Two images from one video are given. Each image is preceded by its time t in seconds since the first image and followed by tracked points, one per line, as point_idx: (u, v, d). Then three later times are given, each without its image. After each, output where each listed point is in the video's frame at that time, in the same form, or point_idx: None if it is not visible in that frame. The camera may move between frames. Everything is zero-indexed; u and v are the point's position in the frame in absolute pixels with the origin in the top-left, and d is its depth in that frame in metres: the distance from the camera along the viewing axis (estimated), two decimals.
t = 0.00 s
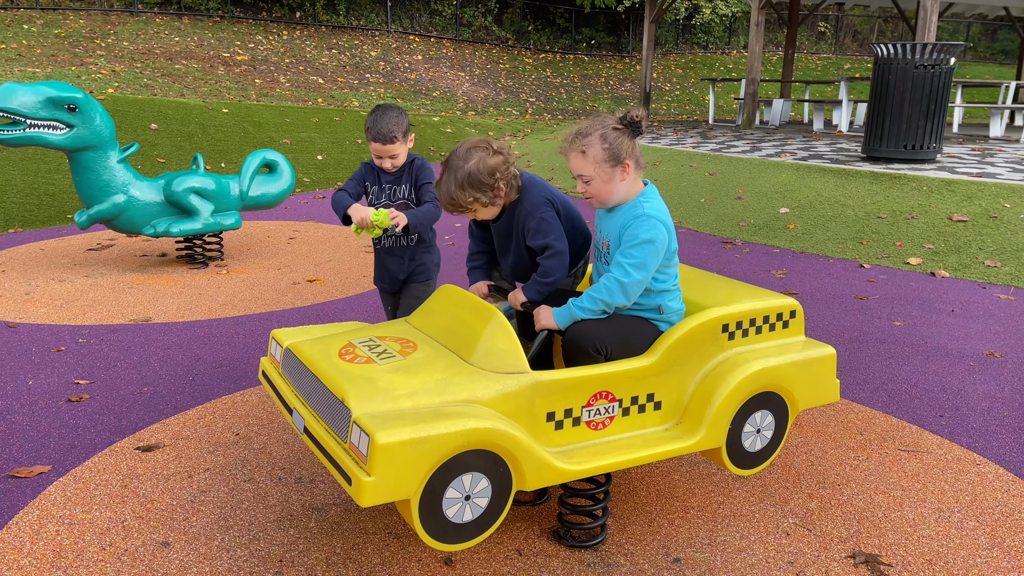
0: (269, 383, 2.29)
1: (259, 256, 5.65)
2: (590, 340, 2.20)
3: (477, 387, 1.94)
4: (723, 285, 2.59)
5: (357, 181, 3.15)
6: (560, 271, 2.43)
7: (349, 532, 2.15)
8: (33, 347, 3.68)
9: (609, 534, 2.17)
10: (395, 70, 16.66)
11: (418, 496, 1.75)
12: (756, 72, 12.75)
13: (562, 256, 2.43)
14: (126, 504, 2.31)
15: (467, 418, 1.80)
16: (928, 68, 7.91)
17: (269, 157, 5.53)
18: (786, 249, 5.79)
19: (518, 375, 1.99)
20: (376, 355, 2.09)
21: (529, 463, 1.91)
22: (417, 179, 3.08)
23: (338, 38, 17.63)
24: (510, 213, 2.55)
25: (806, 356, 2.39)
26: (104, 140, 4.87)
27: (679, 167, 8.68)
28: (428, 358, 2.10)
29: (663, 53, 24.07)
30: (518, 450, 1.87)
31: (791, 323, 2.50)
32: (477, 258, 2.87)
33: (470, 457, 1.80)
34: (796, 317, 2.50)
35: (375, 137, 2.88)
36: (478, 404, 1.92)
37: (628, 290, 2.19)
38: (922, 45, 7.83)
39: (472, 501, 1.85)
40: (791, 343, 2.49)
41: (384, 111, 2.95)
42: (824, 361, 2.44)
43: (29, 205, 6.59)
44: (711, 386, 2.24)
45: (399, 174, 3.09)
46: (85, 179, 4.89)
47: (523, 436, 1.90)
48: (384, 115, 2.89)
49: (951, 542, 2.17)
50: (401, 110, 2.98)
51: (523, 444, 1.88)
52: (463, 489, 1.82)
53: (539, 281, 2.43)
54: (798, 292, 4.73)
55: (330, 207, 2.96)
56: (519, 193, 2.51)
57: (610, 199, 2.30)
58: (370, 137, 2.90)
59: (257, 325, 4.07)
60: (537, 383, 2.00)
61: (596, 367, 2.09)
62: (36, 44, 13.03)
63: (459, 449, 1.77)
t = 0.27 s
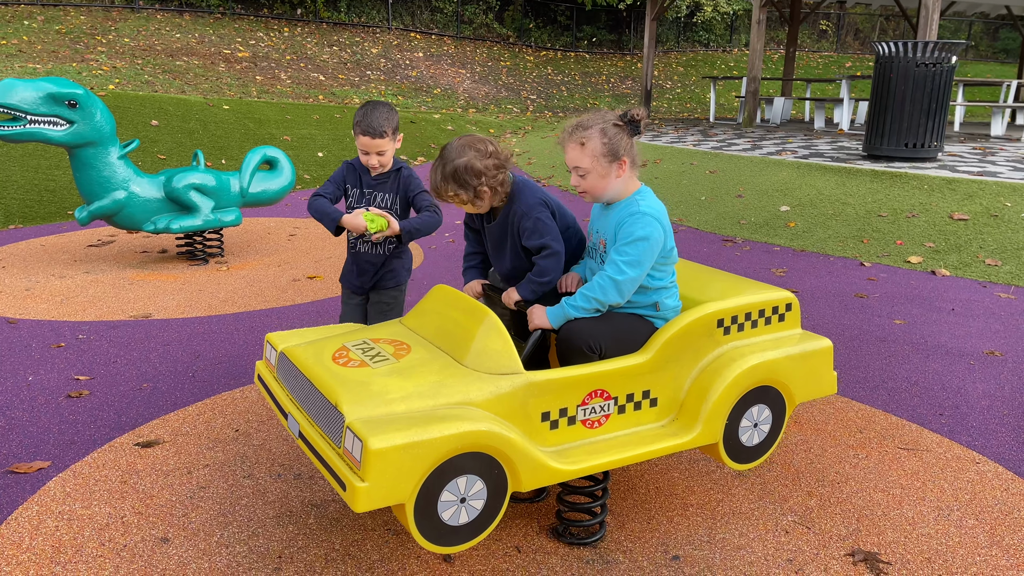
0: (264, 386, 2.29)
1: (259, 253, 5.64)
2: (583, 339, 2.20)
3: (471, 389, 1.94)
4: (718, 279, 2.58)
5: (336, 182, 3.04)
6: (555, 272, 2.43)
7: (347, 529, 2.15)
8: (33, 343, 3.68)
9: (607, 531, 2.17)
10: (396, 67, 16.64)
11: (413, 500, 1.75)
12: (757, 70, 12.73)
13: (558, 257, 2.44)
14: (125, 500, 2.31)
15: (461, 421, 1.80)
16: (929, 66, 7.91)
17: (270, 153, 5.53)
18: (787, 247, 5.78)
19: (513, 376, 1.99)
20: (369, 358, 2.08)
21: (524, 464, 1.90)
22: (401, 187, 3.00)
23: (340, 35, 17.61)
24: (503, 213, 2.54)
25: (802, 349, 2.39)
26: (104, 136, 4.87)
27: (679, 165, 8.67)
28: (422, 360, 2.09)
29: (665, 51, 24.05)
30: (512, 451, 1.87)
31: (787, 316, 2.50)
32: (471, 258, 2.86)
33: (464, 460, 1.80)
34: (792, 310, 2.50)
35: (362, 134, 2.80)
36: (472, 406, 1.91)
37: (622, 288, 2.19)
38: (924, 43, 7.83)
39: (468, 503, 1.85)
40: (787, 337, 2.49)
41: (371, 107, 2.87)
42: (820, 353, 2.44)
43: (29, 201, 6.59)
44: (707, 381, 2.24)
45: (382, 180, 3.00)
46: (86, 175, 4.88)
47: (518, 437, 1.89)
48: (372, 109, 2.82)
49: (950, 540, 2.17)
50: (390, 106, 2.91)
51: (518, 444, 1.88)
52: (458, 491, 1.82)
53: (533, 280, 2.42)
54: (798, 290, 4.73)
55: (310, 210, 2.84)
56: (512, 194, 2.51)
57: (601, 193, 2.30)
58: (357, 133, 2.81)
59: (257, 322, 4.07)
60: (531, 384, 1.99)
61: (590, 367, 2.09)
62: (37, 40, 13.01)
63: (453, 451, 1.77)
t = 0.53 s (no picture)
0: (263, 383, 2.29)
1: (260, 250, 5.64)
2: (583, 336, 2.21)
3: (470, 385, 1.94)
4: (719, 276, 2.58)
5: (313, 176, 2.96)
6: (545, 264, 2.43)
7: (346, 525, 2.15)
8: (33, 338, 3.69)
9: (606, 528, 2.17)
10: (397, 65, 16.63)
11: (412, 496, 1.75)
12: (759, 69, 12.72)
13: (551, 250, 2.44)
14: (124, 495, 2.31)
15: (459, 417, 1.80)
16: (932, 66, 7.90)
17: (270, 150, 5.52)
18: (788, 246, 5.78)
19: (511, 372, 1.99)
20: (368, 354, 2.08)
21: (522, 460, 1.90)
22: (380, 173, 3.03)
23: (341, 33, 17.59)
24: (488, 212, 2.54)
25: (802, 345, 2.39)
26: (105, 132, 4.87)
27: (681, 164, 8.66)
28: (421, 357, 2.09)
29: (666, 50, 24.02)
30: (511, 447, 1.87)
31: (786, 313, 2.49)
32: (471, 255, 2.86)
33: (463, 456, 1.80)
34: (792, 306, 2.50)
35: (343, 128, 2.77)
36: (471, 402, 1.91)
37: (623, 286, 2.19)
38: (926, 43, 7.82)
39: (466, 499, 1.85)
40: (786, 333, 2.49)
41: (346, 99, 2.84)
42: (820, 350, 2.43)
43: (30, 198, 6.59)
44: (706, 377, 2.24)
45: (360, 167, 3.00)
46: (87, 171, 4.88)
47: (517, 434, 1.89)
48: (354, 103, 2.79)
49: (950, 538, 2.17)
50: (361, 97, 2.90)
51: (517, 440, 1.88)
52: (457, 487, 1.82)
53: (530, 275, 2.44)
54: (798, 289, 4.72)
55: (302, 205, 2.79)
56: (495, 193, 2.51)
57: (590, 187, 2.32)
58: (337, 128, 2.78)
59: (257, 318, 4.07)
60: (530, 380, 1.99)
61: (589, 363, 2.09)
62: (39, 37, 13.00)
63: (452, 447, 1.77)
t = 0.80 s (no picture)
0: (263, 379, 2.29)
1: (260, 248, 5.65)
2: (582, 335, 2.22)
3: (470, 382, 1.94)
4: (718, 276, 2.59)
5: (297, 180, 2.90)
6: (553, 264, 2.44)
7: (345, 523, 2.15)
8: (33, 335, 3.69)
9: (605, 527, 2.17)
10: (398, 64, 16.63)
11: (411, 492, 1.75)
12: (761, 69, 12.72)
13: (558, 251, 2.45)
14: (124, 492, 2.31)
15: (459, 414, 1.80)
16: (933, 68, 7.89)
17: (271, 149, 5.53)
18: (788, 247, 5.78)
19: (512, 370, 2.00)
20: (368, 352, 2.08)
21: (522, 457, 1.91)
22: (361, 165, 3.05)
23: (343, 32, 17.60)
24: (494, 212, 2.53)
25: (801, 345, 2.39)
26: (106, 129, 4.87)
27: (681, 165, 8.67)
28: (421, 354, 2.10)
29: (668, 51, 24.02)
30: (511, 444, 1.87)
31: (786, 313, 2.50)
32: (470, 254, 2.86)
33: (462, 453, 1.80)
34: (791, 306, 2.50)
35: (332, 130, 2.75)
36: (470, 400, 1.91)
37: (619, 283, 2.18)
38: (928, 44, 7.81)
39: (466, 496, 1.85)
40: (786, 333, 2.49)
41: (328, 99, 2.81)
42: (820, 350, 2.43)
43: (32, 195, 6.59)
44: (706, 376, 2.24)
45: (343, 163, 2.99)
46: (88, 169, 4.89)
47: (517, 431, 1.89)
48: (342, 101, 2.76)
49: (949, 539, 2.17)
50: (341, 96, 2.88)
51: (516, 438, 1.88)
52: (456, 485, 1.82)
53: (534, 274, 2.44)
54: (798, 290, 4.72)
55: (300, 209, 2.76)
56: (501, 193, 2.50)
57: (595, 183, 2.38)
58: (325, 130, 2.76)
59: (257, 316, 4.07)
60: (530, 378, 1.99)
61: (589, 362, 2.09)
62: (40, 34, 13.01)
63: (452, 444, 1.77)
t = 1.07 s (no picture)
0: (265, 373, 2.29)
1: (260, 247, 5.65)
2: (585, 335, 2.23)
3: (473, 379, 1.94)
4: (722, 280, 2.58)
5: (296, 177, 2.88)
6: (557, 261, 2.44)
7: (343, 522, 2.15)
8: (33, 334, 3.69)
9: (603, 527, 2.17)
10: (399, 64, 16.63)
11: (412, 488, 1.75)
12: (761, 71, 12.73)
13: (562, 250, 2.45)
14: (122, 490, 2.31)
15: (462, 410, 1.80)
16: (934, 70, 7.90)
17: (272, 148, 5.52)
18: (788, 249, 5.78)
19: (514, 368, 2.00)
20: (372, 346, 2.09)
21: (523, 456, 1.91)
22: (361, 167, 3.06)
23: (343, 32, 17.60)
24: (501, 208, 2.54)
25: (803, 351, 2.39)
26: (107, 128, 4.87)
27: (682, 166, 8.67)
28: (424, 350, 2.10)
29: (669, 52, 24.02)
30: (512, 443, 1.87)
31: (789, 319, 2.49)
32: (475, 251, 2.87)
33: (464, 449, 1.81)
34: (794, 312, 2.50)
35: (334, 130, 2.75)
36: (473, 396, 1.92)
37: (623, 284, 2.18)
38: (928, 47, 7.82)
39: (466, 493, 1.85)
40: (788, 339, 2.48)
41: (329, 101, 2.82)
42: (822, 356, 2.43)
43: (32, 193, 6.60)
44: (708, 380, 2.24)
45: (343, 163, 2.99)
46: (88, 167, 4.89)
47: (518, 429, 1.90)
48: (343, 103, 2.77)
49: (947, 542, 2.17)
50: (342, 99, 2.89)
51: (518, 436, 1.88)
52: (457, 481, 1.82)
53: (537, 273, 2.45)
54: (798, 291, 4.73)
55: (300, 201, 2.75)
56: (508, 190, 2.51)
57: (598, 185, 2.39)
58: (326, 130, 2.76)
59: (257, 316, 4.07)
60: (533, 376, 2.00)
61: (592, 362, 2.09)
62: (41, 33, 13.00)
63: (454, 440, 1.78)
